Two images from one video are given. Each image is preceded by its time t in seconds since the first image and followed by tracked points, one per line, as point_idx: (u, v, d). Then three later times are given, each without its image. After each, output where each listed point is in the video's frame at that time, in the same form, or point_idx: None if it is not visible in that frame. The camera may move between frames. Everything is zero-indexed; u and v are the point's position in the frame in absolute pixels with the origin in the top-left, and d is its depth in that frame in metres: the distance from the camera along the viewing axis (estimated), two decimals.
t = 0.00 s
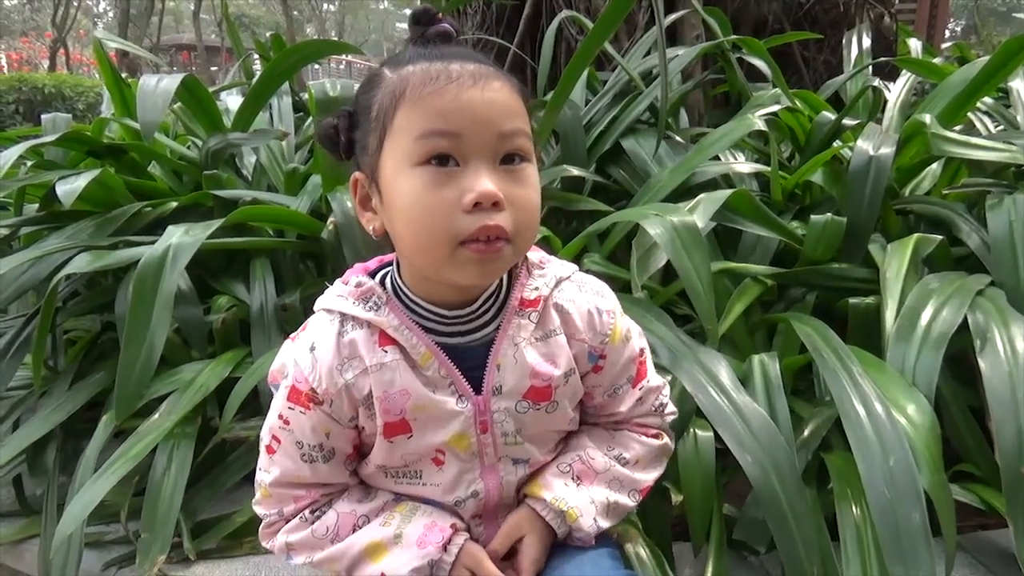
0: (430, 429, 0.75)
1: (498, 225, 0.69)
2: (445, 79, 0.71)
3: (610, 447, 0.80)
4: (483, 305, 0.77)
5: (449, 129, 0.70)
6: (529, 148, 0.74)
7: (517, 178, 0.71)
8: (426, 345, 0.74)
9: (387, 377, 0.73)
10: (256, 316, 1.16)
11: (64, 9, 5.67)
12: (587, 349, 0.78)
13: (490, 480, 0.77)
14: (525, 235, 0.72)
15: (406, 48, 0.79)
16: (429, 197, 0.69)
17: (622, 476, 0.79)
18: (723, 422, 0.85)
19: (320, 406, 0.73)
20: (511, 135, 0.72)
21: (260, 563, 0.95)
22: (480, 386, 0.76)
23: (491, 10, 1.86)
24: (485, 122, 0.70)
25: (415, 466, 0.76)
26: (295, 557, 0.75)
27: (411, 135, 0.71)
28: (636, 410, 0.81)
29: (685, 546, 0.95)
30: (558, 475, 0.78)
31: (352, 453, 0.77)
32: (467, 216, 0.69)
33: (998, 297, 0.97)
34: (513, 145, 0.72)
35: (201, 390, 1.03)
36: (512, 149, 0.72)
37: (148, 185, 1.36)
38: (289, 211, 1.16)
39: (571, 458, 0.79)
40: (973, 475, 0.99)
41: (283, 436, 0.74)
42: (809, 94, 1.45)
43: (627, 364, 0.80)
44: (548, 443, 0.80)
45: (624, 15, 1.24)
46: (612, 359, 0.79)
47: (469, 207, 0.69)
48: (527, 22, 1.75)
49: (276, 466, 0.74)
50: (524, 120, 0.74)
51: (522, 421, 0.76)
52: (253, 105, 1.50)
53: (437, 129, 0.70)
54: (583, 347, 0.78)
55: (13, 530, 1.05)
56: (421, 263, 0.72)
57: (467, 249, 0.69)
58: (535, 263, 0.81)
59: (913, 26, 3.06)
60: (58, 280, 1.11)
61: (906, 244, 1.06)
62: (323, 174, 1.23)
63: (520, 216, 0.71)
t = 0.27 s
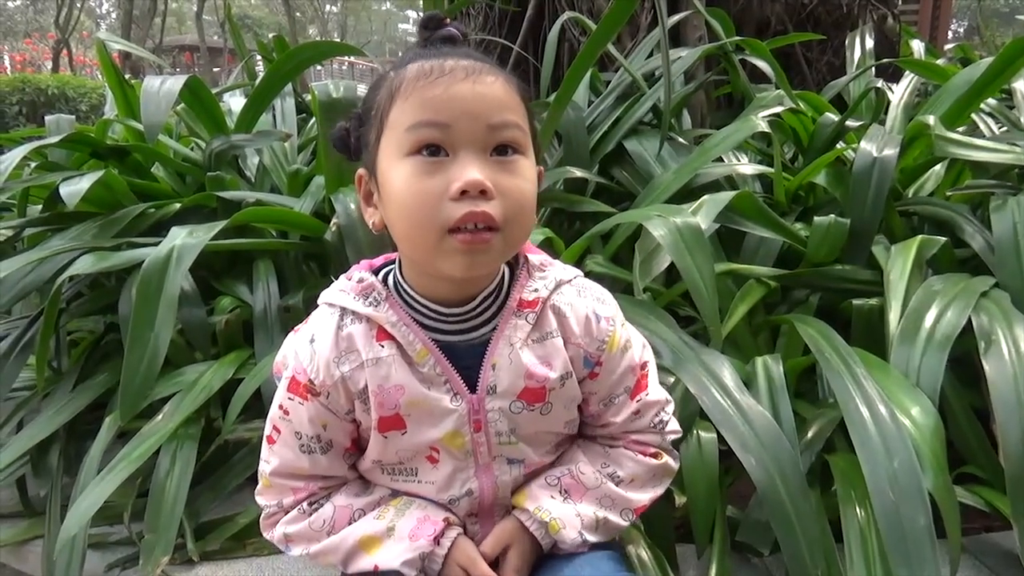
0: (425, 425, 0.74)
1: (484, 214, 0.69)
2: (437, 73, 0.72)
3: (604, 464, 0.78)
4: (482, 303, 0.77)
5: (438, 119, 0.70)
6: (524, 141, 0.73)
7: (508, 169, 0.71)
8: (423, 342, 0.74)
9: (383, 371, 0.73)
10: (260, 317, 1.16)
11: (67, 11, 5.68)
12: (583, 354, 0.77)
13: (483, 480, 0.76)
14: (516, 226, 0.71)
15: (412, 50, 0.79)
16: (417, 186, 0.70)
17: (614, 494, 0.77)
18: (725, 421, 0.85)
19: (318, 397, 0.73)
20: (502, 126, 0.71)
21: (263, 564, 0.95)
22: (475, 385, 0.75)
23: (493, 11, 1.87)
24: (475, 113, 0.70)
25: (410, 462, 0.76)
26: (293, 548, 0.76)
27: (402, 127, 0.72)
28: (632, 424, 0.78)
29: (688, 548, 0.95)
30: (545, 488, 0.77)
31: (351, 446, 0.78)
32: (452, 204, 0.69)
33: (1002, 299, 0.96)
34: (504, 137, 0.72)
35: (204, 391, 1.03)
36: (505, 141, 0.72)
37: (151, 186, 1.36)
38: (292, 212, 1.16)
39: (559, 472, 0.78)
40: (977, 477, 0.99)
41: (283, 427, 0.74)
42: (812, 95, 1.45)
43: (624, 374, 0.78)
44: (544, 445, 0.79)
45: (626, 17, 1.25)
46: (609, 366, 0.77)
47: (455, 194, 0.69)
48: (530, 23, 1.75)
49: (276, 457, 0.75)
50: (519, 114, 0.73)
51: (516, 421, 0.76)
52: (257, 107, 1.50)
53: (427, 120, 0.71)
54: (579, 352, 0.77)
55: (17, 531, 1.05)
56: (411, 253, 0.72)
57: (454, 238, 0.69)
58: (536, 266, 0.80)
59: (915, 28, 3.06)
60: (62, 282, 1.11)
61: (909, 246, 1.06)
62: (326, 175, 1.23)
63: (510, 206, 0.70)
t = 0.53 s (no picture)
0: (433, 424, 0.74)
1: (490, 209, 0.69)
2: (443, 73, 0.72)
3: (608, 476, 0.78)
4: (494, 303, 0.77)
5: (443, 117, 0.71)
6: (530, 137, 0.73)
7: (514, 165, 0.71)
8: (434, 342, 0.75)
9: (393, 369, 0.73)
10: (262, 319, 1.16)
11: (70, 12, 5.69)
12: (591, 359, 0.77)
13: (491, 481, 0.76)
14: (522, 221, 0.70)
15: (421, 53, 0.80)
16: (423, 183, 0.70)
17: (617, 507, 0.77)
18: (728, 423, 0.85)
19: (328, 395, 0.74)
20: (507, 123, 0.71)
21: (266, 566, 0.95)
22: (484, 386, 0.76)
23: (495, 12, 1.87)
24: (479, 109, 0.71)
25: (418, 463, 0.76)
26: (299, 547, 0.76)
27: (409, 125, 0.72)
28: (637, 434, 0.78)
29: (691, 550, 0.95)
30: (547, 497, 0.77)
31: (359, 445, 0.77)
32: (458, 199, 0.69)
33: (1006, 301, 0.96)
34: (510, 133, 0.72)
35: (207, 393, 1.03)
36: (510, 137, 0.72)
37: (154, 188, 1.36)
38: (294, 214, 1.16)
39: (562, 481, 0.78)
40: (981, 479, 0.99)
41: (292, 424, 0.74)
42: (814, 96, 1.45)
43: (631, 382, 0.78)
44: (551, 448, 0.79)
45: (628, 19, 1.25)
46: (617, 372, 0.77)
47: (461, 190, 0.68)
48: (531, 25, 1.75)
49: (284, 453, 0.75)
50: (524, 111, 0.73)
51: (524, 423, 0.75)
52: (259, 108, 1.50)
53: (432, 117, 0.71)
54: (587, 356, 0.77)
55: (21, 532, 1.05)
56: (419, 251, 0.72)
57: (461, 234, 0.69)
58: (547, 269, 0.80)
59: (918, 29, 3.05)
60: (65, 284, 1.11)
61: (912, 247, 1.06)
62: (328, 177, 1.23)
63: (516, 202, 0.70)
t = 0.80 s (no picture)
0: (444, 421, 0.74)
1: (504, 205, 0.69)
2: (458, 72, 0.73)
3: (614, 483, 0.78)
4: (508, 303, 0.77)
5: (457, 115, 0.71)
6: (544, 135, 0.73)
7: (528, 162, 0.71)
8: (446, 339, 0.75)
9: (405, 365, 0.74)
10: (264, 320, 1.16)
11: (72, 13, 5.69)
12: (602, 361, 0.77)
13: (499, 480, 0.76)
14: (536, 219, 0.70)
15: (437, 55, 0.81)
16: (437, 180, 0.70)
17: (621, 513, 0.77)
18: (730, 425, 0.85)
19: (338, 388, 0.74)
20: (521, 121, 0.72)
21: (268, 568, 0.95)
22: (495, 384, 0.76)
23: (497, 14, 1.87)
24: (493, 107, 0.71)
25: (426, 461, 0.76)
26: (304, 541, 0.76)
27: (424, 124, 0.72)
28: (645, 440, 0.78)
29: (693, 551, 0.95)
30: (553, 500, 0.77)
31: (367, 441, 0.77)
32: (472, 196, 0.69)
33: (1008, 303, 0.96)
34: (523, 131, 0.72)
35: (209, 393, 1.03)
36: (523, 135, 0.72)
37: (157, 190, 1.37)
38: (296, 215, 1.16)
39: (568, 485, 0.78)
40: (983, 481, 0.99)
41: (301, 416, 0.75)
42: (816, 98, 1.45)
43: (640, 387, 0.78)
44: (560, 449, 0.79)
45: (631, 21, 1.25)
46: (627, 376, 0.78)
47: (475, 186, 0.69)
48: (533, 26, 1.75)
49: (293, 446, 0.75)
50: (538, 110, 0.73)
51: (534, 422, 0.76)
52: (262, 110, 1.50)
53: (447, 115, 0.71)
54: (598, 358, 0.77)
55: (22, 533, 1.05)
56: (433, 248, 0.72)
57: (475, 231, 0.69)
58: (561, 271, 0.80)
59: (919, 31, 3.05)
60: (67, 285, 1.11)
61: (915, 249, 1.06)
62: (330, 178, 1.23)
63: (529, 199, 0.70)
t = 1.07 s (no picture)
0: (448, 424, 0.74)
1: (507, 208, 0.69)
2: (462, 76, 0.73)
3: (616, 483, 0.78)
4: (512, 306, 0.77)
5: (461, 118, 0.71)
6: (548, 140, 0.74)
7: (531, 166, 0.71)
8: (451, 341, 0.75)
9: (411, 367, 0.73)
10: (265, 320, 1.16)
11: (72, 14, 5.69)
12: (607, 365, 0.77)
13: (502, 482, 0.76)
14: (539, 222, 0.70)
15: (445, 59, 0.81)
16: (441, 183, 0.70)
17: (624, 513, 0.77)
18: (732, 428, 0.85)
19: (342, 390, 0.74)
20: (525, 125, 0.72)
21: (268, 568, 0.95)
22: (500, 387, 0.76)
23: (498, 14, 1.87)
24: (496, 111, 0.71)
25: (430, 461, 0.76)
26: (306, 542, 0.76)
27: (428, 127, 0.72)
28: (647, 443, 0.79)
29: (693, 553, 0.95)
30: (556, 501, 0.77)
31: (370, 441, 0.77)
32: (476, 198, 0.69)
33: (1009, 304, 0.96)
34: (527, 135, 0.72)
35: (209, 394, 1.03)
36: (527, 139, 0.72)
37: (158, 190, 1.37)
38: (296, 216, 1.16)
39: (571, 486, 0.78)
40: (983, 482, 0.99)
41: (304, 417, 0.75)
42: (817, 99, 1.45)
43: (643, 390, 0.78)
44: (563, 452, 0.79)
45: (632, 22, 1.25)
46: (631, 379, 0.78)
47: (478, 189, 0.69)
48: (534, 27, 1.75)
49: (295, 447, 0.75)
50: (542, 114, 0.74)
51: (538, 426, 0.76)
52: (262, 111, 1.50)
53: (451, 119, 0.71)
54: (604, 362, 0.77)
55: (22, 533, 1.05)
56: (437, 252, 0.72)
57: (478, 234, 0.69)
58: (567, 275, 0.80)
59: (919, 32, 3.05)
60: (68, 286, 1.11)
61: (915, 250, 1.06)
62: (330, 179, 1.23)
63: (532, 202, 0.70)
